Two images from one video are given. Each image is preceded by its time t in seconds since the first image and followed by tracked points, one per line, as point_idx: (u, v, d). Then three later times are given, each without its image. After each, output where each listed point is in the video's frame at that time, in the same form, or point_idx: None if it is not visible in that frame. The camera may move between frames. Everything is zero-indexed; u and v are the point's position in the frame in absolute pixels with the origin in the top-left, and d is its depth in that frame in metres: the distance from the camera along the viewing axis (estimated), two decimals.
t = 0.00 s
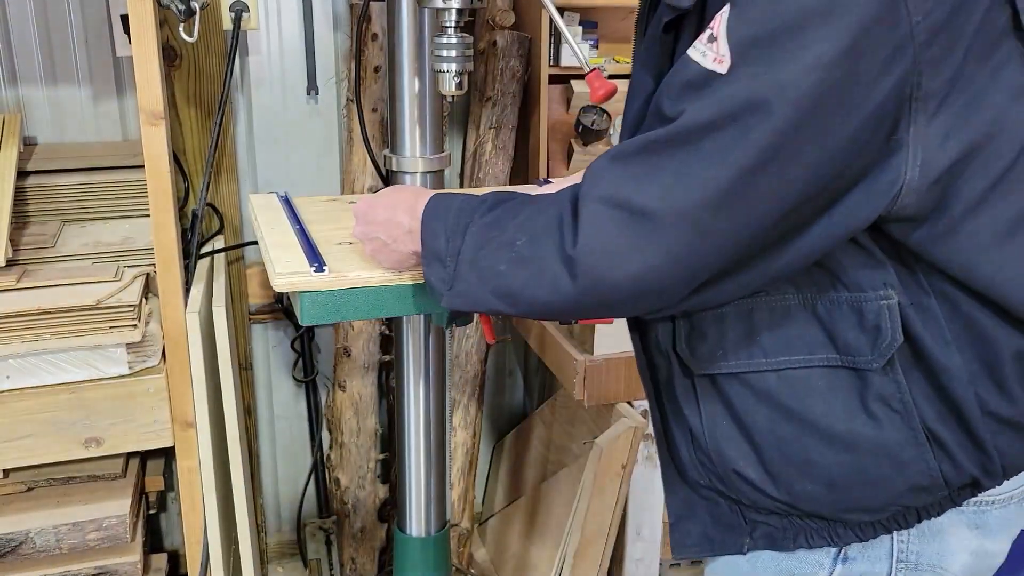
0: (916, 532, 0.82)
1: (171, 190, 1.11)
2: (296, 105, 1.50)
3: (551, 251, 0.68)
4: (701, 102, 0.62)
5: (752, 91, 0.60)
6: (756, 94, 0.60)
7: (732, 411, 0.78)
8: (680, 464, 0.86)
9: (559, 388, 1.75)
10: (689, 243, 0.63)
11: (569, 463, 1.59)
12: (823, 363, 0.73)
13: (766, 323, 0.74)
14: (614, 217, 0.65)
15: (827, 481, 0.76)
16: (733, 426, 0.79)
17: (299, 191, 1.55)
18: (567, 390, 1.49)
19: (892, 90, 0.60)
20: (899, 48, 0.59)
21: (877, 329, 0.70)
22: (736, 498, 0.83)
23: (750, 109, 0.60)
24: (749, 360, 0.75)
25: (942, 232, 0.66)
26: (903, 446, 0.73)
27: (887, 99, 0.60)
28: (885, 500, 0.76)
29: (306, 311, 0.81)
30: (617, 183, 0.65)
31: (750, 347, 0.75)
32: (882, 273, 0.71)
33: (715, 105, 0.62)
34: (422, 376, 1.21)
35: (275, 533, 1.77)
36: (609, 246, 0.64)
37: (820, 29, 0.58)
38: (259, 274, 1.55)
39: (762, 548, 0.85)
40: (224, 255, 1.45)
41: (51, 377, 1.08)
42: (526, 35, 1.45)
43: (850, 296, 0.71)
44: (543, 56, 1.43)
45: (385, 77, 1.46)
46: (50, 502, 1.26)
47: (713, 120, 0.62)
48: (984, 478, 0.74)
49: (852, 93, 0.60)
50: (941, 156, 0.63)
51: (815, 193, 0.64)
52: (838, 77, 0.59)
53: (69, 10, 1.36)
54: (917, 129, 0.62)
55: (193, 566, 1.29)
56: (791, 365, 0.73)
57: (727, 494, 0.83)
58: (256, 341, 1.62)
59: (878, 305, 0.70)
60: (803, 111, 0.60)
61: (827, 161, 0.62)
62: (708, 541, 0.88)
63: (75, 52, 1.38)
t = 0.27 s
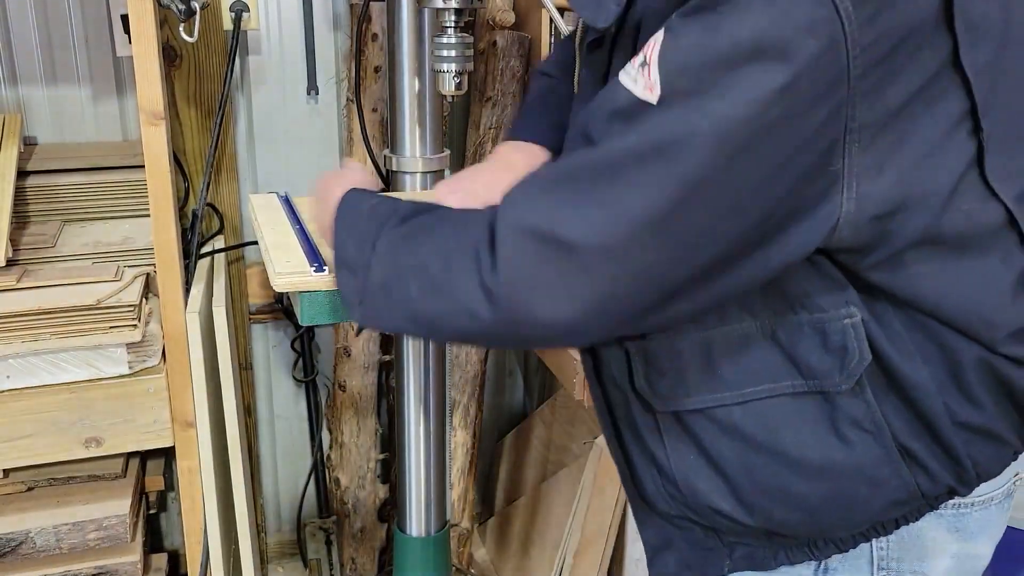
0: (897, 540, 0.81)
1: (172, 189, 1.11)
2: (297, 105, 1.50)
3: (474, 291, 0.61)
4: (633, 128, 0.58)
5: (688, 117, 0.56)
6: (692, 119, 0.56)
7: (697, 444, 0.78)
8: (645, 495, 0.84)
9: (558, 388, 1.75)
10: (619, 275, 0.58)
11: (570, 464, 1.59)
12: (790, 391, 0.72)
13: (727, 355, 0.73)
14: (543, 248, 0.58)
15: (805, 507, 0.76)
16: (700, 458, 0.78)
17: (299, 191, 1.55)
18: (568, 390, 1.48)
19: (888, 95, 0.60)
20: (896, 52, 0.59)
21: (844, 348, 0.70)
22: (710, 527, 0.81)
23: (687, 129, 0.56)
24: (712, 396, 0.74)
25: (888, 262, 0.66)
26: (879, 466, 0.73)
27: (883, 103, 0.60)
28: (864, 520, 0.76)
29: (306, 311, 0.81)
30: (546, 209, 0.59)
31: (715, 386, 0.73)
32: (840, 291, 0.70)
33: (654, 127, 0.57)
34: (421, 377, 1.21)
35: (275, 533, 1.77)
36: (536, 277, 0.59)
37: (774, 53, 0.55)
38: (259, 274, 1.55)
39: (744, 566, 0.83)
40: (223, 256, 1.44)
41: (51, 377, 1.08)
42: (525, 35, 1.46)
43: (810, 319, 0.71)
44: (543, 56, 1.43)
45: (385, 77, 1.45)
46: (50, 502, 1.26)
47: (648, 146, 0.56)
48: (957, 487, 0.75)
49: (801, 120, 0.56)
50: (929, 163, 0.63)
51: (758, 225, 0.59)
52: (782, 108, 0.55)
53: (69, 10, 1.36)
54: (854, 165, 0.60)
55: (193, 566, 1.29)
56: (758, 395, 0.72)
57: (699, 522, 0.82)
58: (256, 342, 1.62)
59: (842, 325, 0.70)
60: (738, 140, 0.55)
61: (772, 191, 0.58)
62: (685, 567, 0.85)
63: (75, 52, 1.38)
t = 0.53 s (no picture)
0: (886, 549, 0.81)
1: (171, 187, 1.10)
2: (297, 105, 1.50)
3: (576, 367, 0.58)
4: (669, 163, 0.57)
5: (756, 163, 0.54)
6: (762, 161, 0.54)
7: (701, 456, 0.77)
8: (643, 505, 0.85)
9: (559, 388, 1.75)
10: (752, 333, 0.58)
11: (570, 465, 1.58)
12: (796, 399, 0.72)
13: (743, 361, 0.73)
14: (673, 330, 0.56)
15: (797, 526, 0.74)
16: (694, 467, 0.78)
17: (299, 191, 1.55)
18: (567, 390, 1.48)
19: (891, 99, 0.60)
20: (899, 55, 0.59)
21: (853, 359, 0.69)
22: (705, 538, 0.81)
23: (769, 186, 0.55)
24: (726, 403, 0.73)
25: (912, 252, 0.66)
26: (875, 485, 0.72)
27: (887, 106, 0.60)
28: (857, 538, 0.75)
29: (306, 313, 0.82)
30: (658, 298, 0.57)
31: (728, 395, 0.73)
32: (855, 298, 0.70)
33: (728, 181, 0.55)
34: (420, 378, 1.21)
35: (275, 532, 1.77)
36: (687, 365, 0.57)
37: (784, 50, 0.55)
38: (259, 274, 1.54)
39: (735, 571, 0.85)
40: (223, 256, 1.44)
41: (51, 377, 1.08)
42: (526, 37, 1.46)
43: (824, 328, 0.71)
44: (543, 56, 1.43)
45: (386, 77, 1.45)
46: (50, 502, 1.26)
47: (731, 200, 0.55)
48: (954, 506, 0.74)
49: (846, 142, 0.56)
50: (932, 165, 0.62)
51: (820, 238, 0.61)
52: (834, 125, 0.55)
53: (69, 9, 1.36)
54: (893, 152, 0.61)
55: (193, 566, 1.29)
56: (765, 399, 0.72)
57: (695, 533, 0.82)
58: (255, 342, 1.62)
59: (853, 334, 0.69)
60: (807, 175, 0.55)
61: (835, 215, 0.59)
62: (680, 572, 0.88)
63: (75, 52, 1.38)
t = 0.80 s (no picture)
0: (891, 557, 0.82)
1: (171, 186, 1.10)
2: (297, 105, 1.50)
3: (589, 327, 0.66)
4: (652, 153, 0.62)
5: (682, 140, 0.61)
6: (692, 138, 0.61)
7: (703, 438, 0.79)
8: (649, 492, 0.85)
9: (558, 388, 1.75)
10: (664, 290, 0.64)
11: (570, 464, 1.58)
12: (790, 389, 0.73)
13: (737, 344, 0.75)
14: (592, 275, 0.65)
15: (794, 513, 0.77)
16: (702, 450, 0.79)
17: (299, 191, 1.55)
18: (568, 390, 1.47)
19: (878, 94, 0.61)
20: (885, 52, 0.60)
21: (841, 352, 0.70)
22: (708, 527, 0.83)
23: (691, 158, 0.61)
24: (716, 381, 0.76)
25: (900, 244, 0.67)
26: (870, 478, 0.74)
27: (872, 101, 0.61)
28: (851, 533, 0.77)
29: (306, 311, 0.81)
30: (589, 245, 0.65)
31: (724, 376, 0.76)
32: (843, 292, 0.70)
33: (662, 151, 0.62)
34: (421, 378, 1.21)
35: (275, 532, 1.77)
36: (592, 305, 0.65)
37: (750, 48, 0.59)
38: (259, 275, 1.54)
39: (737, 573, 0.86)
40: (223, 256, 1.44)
41: (51, 377, 1.08)
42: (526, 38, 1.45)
43: (812, 321, 0.71)
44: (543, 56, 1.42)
45: (386, 77, 1.45)
46: (50, 502, 1.26)
47: (659, 169, 0.62)
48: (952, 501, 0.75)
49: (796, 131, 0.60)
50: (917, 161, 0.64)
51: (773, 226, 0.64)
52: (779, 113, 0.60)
53: (69, 9, 1.36)
54: (870, 144, 0.62)
55: (193, 566, 1.29)
56: (760, 387, 0.74)
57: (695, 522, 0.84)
58: (255, 342, 1.62)
59: (840, 328, 0.70)
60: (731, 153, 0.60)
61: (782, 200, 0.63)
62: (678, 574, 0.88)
63: (75, 52, 1.38)
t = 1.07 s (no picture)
0: (911, 564, 0.81)
1: (171, 186, 1.10)
2: (297, 105, 1.50)
3: (569, 309, 0.67)
4: (653, 150, 0.63)
5: (675, 131, 0.62)
6: (684, 133, 0.62)
7: (714, 432, 0.80)
8: (665, 489, 0.86)
9: (559, 388, 1.74)
10: (653, 279, 0.66)
11: (570, 463, 1.59)
12: (794, 384, 0.73)
13: (740, 340, 0.75)
14: (575, 249, 0.67)
15: (808, 507, 0.77)
16: (715, 444, 0.80)
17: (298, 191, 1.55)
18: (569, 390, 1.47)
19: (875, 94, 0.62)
20: (883, 53, 0.61)
21: (841, 349, 0.70)
22: (722, 525, 0.84)
23: (681, 150, 0.62)
24: (720, 376, 0.76)
25: (894, 249, 0.67)
26: (883, 471, 0.74)
27: (871, 100, 0.62)
28: (866, 529, 0.77)
29: (306, 311, 0.80)
30: (579, 222, 0.67)
31: (728, 372, 0.76)
32: (842, 290, 0.70)
33: (656, 138, 0.63)
34: (422, 377, 1.21)
35: (275, 532, 1.77)
36: (567, 279, 0.66)
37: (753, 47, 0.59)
38: (259, 274, 1.55)
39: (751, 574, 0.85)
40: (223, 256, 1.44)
41: (51, 377, 1.08)
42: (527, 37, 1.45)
43: (812, 317, 0.71)
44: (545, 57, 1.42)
45: (386, 77, 1.45)
46: (50, 502, 1.26)
47: (650, 155, 0.63)
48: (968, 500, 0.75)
49: (790, 134, 0.61)
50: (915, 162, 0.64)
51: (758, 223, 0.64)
52: (774, 114, 0.60)
53: (69, 9, 1.36)
54: (864, 150, 0.63)
55: (193, 566, 1.29)
56: (763, 383, 0.75)
57: (710, 520, 0.84)
58: (256, 341, 1.62)
59: (839, 325, 0.70)
60: (720, 149, 0.61)
61: (769, 199, 0.63)
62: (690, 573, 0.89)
63: (75, 52, 1.38)
